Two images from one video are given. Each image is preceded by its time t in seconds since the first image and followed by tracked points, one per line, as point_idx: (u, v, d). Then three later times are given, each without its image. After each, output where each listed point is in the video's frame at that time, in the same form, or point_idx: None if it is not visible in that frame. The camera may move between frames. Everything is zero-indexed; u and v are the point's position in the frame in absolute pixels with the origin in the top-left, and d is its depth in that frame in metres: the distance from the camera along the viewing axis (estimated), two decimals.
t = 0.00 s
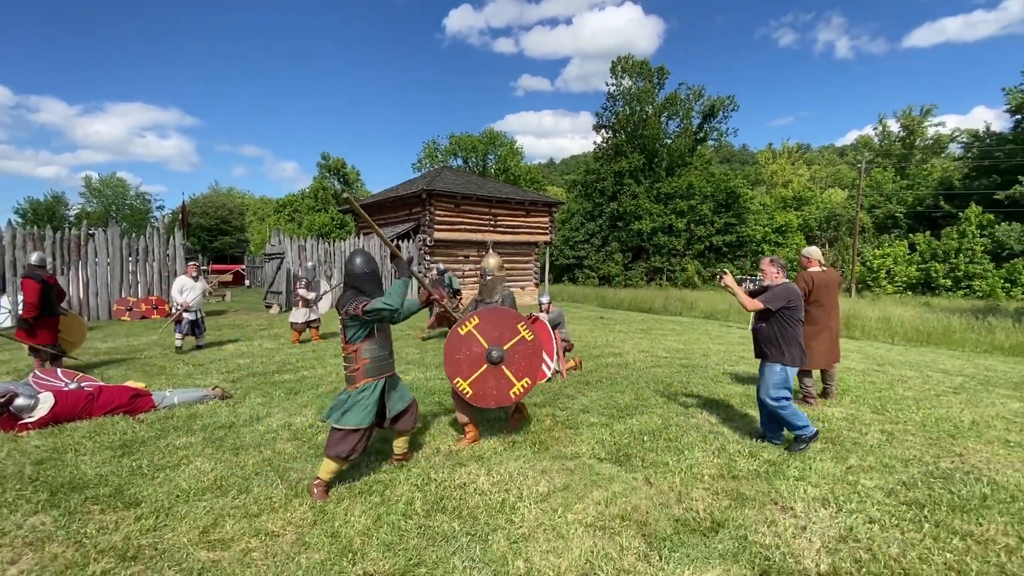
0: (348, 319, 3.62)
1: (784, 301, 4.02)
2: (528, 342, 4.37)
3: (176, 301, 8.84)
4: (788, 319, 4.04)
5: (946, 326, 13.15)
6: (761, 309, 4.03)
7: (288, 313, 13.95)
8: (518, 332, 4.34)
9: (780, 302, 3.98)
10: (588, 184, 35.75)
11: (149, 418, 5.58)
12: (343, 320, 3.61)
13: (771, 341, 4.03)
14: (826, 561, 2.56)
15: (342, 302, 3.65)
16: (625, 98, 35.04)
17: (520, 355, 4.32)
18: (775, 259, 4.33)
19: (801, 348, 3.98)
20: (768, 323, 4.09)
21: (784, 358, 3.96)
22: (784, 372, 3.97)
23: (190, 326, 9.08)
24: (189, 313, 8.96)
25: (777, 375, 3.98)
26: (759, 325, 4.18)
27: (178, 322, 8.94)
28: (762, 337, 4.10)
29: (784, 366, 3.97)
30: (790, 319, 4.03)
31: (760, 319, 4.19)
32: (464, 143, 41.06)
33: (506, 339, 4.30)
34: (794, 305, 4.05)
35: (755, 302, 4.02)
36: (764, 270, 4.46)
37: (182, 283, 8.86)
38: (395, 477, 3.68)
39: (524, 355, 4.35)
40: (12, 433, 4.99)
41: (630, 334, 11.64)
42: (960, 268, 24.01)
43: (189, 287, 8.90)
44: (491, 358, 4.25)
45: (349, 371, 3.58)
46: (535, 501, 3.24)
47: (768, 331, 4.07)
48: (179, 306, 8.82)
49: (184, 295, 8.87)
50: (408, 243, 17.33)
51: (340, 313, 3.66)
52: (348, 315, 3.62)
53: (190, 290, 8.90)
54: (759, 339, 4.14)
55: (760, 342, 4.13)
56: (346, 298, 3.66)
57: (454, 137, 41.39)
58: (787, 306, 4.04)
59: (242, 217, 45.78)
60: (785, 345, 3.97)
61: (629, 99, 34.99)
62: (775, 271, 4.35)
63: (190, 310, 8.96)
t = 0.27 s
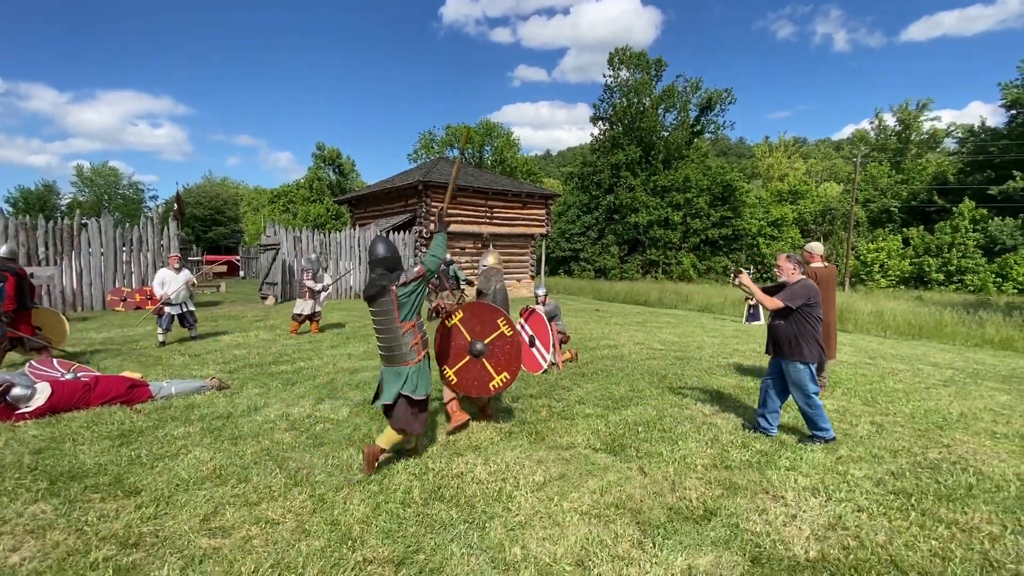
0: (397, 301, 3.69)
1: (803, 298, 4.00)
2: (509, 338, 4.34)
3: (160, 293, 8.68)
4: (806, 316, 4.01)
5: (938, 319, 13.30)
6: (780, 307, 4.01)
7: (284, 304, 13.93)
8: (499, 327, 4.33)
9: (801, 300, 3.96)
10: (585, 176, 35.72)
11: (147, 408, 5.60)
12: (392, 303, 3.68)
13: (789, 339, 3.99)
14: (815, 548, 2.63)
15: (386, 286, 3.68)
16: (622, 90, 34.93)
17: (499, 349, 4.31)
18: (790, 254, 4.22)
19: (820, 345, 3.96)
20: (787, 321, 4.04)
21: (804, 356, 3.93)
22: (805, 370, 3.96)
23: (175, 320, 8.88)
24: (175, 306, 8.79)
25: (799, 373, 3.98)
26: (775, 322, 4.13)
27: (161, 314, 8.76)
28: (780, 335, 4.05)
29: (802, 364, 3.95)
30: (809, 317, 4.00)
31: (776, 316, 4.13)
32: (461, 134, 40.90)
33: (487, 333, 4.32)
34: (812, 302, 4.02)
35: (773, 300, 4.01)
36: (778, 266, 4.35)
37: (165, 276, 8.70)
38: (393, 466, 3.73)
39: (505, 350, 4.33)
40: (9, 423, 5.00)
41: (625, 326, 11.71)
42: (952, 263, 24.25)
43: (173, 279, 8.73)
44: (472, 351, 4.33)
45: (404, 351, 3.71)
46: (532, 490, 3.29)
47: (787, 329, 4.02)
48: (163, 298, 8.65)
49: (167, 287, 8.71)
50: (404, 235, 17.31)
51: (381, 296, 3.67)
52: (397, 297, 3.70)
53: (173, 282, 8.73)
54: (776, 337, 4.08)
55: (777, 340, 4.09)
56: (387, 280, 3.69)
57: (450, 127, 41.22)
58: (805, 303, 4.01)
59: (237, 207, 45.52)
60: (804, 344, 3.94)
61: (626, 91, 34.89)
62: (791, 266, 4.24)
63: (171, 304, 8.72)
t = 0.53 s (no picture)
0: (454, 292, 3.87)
1: (825, 292, 3.98)
2: (509, 329, 4.44)
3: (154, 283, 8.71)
4: (824, 310, 4.00)
5: (937, 314, 13.35)
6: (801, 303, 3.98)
7: (286, 295, 13.98)
8: (502, 318, 4.43)
9: (823, 294, 3.93)
10: (586, 168, 35.64)
11: (153, 397, 5.66)
12: (451, 292, 3.83)
13: (807, 332, 4.03)
14: (812, 535, 2.69)
15: (445, 276, 3.84)
16: (624, 81, 34.76)
17: (501, 339, 4.40)
18: (810, 246, 4.14)
19: (838, 340, 3.98)
20: (807, 316, 4.04)
21: (822, 350, 3.97)
22: (822, 363, 4.01)
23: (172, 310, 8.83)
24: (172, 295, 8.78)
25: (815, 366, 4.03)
26: (795, 316, 4.13)
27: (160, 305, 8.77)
28: (799, 329, 4.07)
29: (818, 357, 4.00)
30: (832, 311, 4.00)
31: (796, 309, 4.14)
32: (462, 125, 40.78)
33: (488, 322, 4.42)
34: (836, 296, 4.02)
35: (794, 295, 3.97)
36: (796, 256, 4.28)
37: (158, 264, 8.77)
38: (398, 455, 3.79)
39: (506, 340, 4.44)
40: (18, 411, 5.08)
41: (626, 319, 11.77)
42: (953, 257, 24.27)
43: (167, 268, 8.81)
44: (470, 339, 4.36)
45: (457, 340, 3.82)
46: (535, 478, 3.36)
47: (806, 323, 4.04)
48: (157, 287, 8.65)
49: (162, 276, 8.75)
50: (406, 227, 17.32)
51: (441, 284, 3.81)
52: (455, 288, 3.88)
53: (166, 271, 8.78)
54: (795, 330, 4.12)
55: (796, 332, 4.13)
56: (443, 272, 3.86)
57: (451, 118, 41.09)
58: (830, 296, 4.00)
59: (237, 198, 45.48)
60: (822, 338, 3.98)
61: (629, 82, 34.72)
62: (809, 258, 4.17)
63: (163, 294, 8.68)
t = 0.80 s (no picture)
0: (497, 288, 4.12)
1: (840, 284, 3.98)
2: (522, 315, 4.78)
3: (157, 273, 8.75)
4: (838, 302, 4.01)
5: (940, 307, 13.34)
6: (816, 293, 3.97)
7: (289, 285, 14.03)
8: (519, 303, 4.74)
9: (838, 286, 3.93)
10: (589, 159, 35.49)
11: (161, 384, 5.74)
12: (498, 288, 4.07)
13: (820, 322, 4.06)
14: (812, 523, 2.73)
15: (494, 272, 4.06)
16: (629, 71, 34.50)
17: (516, 322, 4.67)
18: (825, 238, 4.15)
19: (849, 332, 4.01)
20: (820, 307, 4.06)
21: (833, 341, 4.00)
22: (832, 354, 4.05)
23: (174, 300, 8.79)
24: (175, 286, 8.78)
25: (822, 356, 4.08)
26: (808, 307, 4.15)
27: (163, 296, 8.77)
28: (811, 319, 4.10)
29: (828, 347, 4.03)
30: (846, 303, 4.01)
31: (810, 300, 4.16)
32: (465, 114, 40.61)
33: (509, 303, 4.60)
34: (850, 288, 4.03)
35: (810, 286, 3.97)
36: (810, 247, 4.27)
37: (162, 255, 8.84)
38: (403, 442, 3.85)
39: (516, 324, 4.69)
40: (29, 398, 5.16)
41: (629, 310, 11.80)
42: (957, 250, 24.18)
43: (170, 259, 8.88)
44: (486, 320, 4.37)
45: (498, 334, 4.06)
46: (539, 466, 3.41)
47: (819, 315, 4.06)
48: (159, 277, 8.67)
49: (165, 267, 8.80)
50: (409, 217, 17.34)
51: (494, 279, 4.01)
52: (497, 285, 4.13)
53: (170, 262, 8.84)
54: (808, 321, 4.15)
55: (808, 323, 4.16)
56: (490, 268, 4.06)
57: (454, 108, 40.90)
58: (845, 289, 4.01)
59: (240, 187, 45.47)
60: (834, 329, 4.01)
61: (633, 72, 34.46)
62: (824, 251, 4.16)
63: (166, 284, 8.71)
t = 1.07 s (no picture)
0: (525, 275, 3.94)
1: (856, 273, 4.03)
2: (539, 316, 4.58)
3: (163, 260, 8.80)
4: (856, 291, 4.07)
5: (947, 300, 13.27)
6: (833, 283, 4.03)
7: (295, 274, 14.10)
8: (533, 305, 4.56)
9: (855, 275, 3.99)
10: (594, 149, 35.31)
11: (171, 370, 5.81)
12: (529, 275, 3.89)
13: (837, 312, 4.11)
14: (813, 508, 2.77)
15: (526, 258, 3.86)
16: (635, 59, 34.18)
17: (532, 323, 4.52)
18: (841, 229, 4.18)
19: (864, 322, 4.05)
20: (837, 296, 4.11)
21: (847, 331, 4.05)
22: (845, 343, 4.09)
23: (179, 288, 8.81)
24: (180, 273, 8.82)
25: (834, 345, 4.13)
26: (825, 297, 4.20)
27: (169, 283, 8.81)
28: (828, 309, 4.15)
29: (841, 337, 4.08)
30: (862, 291, 4.06)
31: (827, 289, 4.21)
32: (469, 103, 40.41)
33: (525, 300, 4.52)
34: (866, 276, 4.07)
35: (827, 275, 4.03)
36: (828, 238, 4.33)
37: (168, 242, 8.90)
38: (410, 428, 3.91)
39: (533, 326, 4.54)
40: (41, 383, 5.25)
41: (633, 301, 11.81)
42: (965, 243, 24.02)
43: (176, 246, 8.91)
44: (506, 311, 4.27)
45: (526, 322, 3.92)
46: (544, 451, 3.46)
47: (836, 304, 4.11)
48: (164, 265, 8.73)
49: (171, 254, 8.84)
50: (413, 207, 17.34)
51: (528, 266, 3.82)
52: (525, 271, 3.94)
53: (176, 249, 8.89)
54: (825, 310, 4.22)
55: (825, 312, 4.22)
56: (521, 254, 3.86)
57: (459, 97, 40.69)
58: (861, 277, 4.05)
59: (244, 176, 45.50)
60: (851, 318, 4.05)
61: (639, 60, 34.14)
62: (841, 241, 4.22)
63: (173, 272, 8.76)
